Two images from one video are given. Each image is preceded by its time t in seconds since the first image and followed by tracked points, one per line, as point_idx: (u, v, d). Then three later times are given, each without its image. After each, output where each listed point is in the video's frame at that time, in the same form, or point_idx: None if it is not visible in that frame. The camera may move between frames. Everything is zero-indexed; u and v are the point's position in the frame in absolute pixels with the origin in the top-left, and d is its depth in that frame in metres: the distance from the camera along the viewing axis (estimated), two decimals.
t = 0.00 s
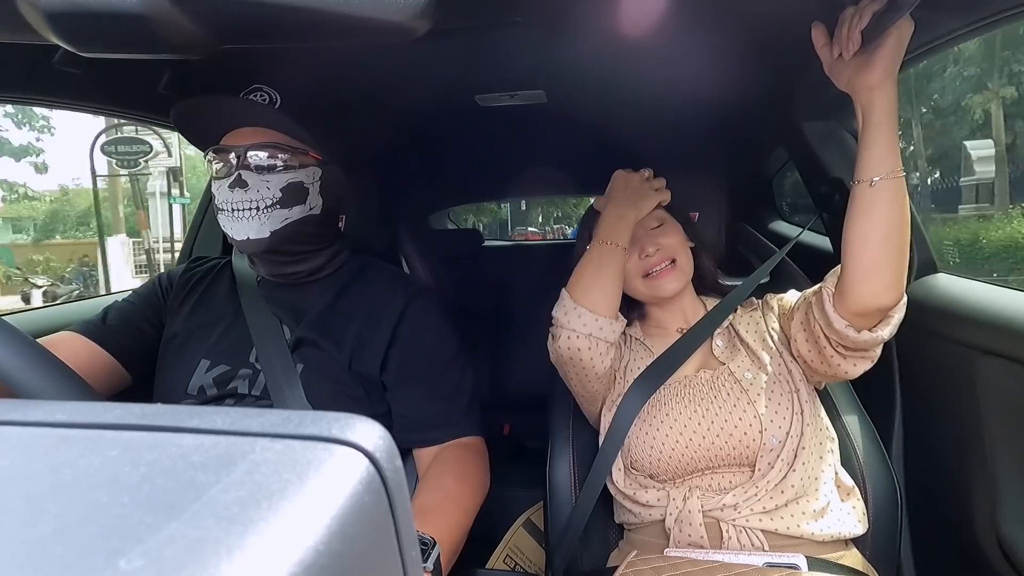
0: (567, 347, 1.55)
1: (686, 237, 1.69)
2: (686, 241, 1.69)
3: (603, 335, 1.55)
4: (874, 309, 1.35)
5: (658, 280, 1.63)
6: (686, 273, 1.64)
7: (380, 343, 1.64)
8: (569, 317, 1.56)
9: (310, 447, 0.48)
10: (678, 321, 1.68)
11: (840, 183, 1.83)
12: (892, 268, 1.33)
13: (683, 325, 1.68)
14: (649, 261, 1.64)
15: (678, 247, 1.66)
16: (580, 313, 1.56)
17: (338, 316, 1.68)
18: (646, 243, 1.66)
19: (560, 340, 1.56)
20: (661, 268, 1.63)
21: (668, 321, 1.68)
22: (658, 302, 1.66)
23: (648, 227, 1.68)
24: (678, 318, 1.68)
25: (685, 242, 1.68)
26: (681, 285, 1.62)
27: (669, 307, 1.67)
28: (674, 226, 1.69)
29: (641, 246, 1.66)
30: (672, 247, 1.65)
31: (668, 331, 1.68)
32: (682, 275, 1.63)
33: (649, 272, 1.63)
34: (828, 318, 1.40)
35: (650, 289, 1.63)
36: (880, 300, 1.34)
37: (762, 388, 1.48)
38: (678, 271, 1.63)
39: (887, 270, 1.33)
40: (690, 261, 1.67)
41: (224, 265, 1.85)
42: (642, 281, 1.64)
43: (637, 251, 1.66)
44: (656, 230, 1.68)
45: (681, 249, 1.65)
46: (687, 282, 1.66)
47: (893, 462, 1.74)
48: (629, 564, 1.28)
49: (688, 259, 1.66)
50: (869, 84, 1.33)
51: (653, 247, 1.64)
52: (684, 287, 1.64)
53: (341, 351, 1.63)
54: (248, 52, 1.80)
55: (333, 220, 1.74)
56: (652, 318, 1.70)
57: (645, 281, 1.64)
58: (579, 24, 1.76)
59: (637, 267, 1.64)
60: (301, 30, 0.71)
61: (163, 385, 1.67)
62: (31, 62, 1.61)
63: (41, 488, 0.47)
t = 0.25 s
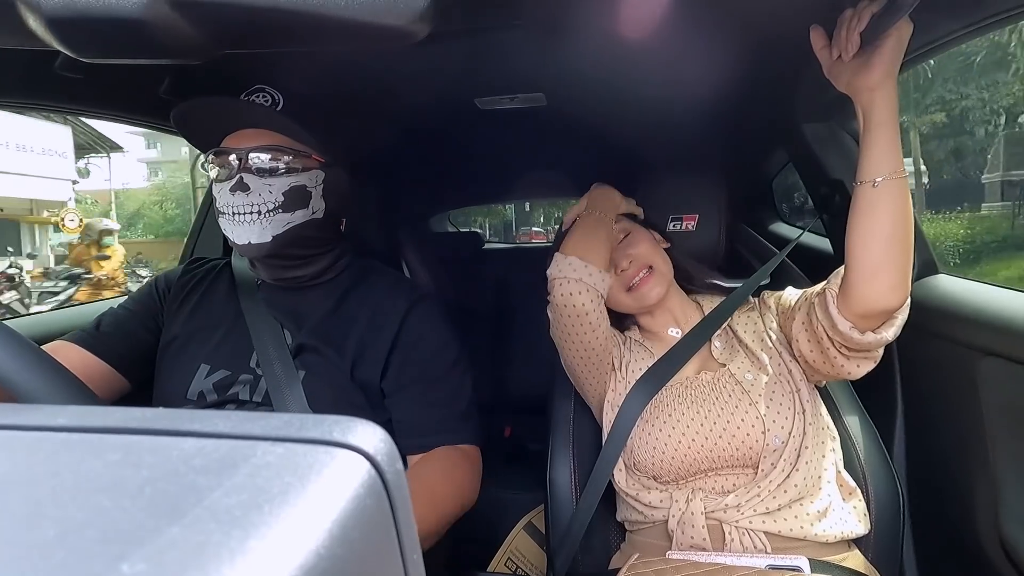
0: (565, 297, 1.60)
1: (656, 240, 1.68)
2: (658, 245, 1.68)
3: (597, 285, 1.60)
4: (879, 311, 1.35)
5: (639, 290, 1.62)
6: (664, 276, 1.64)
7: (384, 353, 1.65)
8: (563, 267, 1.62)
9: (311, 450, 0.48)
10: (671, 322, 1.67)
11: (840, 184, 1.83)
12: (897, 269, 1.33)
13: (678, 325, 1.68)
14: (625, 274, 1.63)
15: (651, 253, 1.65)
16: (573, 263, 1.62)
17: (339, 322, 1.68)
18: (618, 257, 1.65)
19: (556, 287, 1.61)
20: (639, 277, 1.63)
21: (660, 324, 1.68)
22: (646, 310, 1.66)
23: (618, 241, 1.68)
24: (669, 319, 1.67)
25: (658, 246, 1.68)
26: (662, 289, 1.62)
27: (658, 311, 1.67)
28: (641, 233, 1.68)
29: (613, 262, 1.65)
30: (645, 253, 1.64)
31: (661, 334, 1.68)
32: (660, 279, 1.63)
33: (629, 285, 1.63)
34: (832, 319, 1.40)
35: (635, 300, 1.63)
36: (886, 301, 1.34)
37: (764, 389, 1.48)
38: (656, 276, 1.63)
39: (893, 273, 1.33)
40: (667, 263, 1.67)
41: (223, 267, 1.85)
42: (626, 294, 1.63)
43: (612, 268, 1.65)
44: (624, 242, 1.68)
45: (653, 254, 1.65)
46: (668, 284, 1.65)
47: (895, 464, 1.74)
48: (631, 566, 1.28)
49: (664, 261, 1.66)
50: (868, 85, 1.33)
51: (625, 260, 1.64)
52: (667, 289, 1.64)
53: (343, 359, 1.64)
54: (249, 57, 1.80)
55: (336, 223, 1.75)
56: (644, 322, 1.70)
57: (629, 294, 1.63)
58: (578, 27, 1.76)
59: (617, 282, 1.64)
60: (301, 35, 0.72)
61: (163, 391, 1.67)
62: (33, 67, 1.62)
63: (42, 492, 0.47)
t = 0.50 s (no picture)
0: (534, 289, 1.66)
1: (659, 242, 1.67)
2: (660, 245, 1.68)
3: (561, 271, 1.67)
4: (880, 312, 1.35)
5: (643, 291, 1.62)
6: (668, 279, 1.64)
7: (371, 347, 1.63)
8: (526, 266, 1.70)
9: (310, 450, 0.48)
10: (671, 323, 1.67)
11: (840, 185, 1.83)
12: (895, 270, 1.33)
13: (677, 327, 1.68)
14: (630, 275, 1.62)
15: (654, 255, 1.65)
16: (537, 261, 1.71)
17: (338, 322, 1.68)
18: (622, 257, 1.64)
19: (524, 289, 1.68)
20: (644, 279, 1.62)
21: (658, 325, 1.68)
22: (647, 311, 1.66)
23: (622, 241, 1.66)
24: (670, 321, 1.67)
25: (660, 247, 1.68)
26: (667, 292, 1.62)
27: (657, 313, 1.67)
28: (645, 234, 1.67)
29: (617, 261, 1.63)
30: (649, 255, 1.64)
31: (661, 335, 1.68)
32: (665, 282, 1.62)
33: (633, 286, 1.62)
34: (831, 320, 1.39)
35: (638, 302, 1.62)
36: (887, 301, 1.34)
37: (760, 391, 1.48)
38: (661, 279, 1.62)
39: (895, 274, 1.33)
40: (669, 263, 1.67)
41: (220, 269, 1.86)
42: (631, 294, 1.62)
43: (615, 267, 1.63)
44: (628, 242, 1.66)
45: (657, 256, 1.64)
46: (672, 285, 1.65)
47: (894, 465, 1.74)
48: (630, 567, 1.28)
49: (667, 262, 1.66)
50: (868, 86, 1.33)
51: (631, 260, 1.62)
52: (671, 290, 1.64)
53: (336, 359, 1.64)
54: (248, 56, 1.80)
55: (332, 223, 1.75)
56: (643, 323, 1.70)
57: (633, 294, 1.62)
58: (578, 26, 1.76)
59: (623, 283, 1.62)
60: (299, 34, 0.72)
61: (161, 393, 1.67)
62: (33, 66, 1.61)
63: (41, 491, 0.47)
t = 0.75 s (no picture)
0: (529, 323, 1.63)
1: (685, 241, 1.67)
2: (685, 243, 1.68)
3: (553, 300, 1.65)
4: (884, 310, 1.34)
5: (660, 286, 1.61)
6: (686, 278, 1.63)
7: (373, 344, 1.63)
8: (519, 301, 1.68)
9: (312, 449, 0.48)
10: (677, 322, 1.68)
11: (841, 184, 1.83)
12: (898, 268, 1.33)
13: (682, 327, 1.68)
14: (652, 266, 1.61)
15: (679, 251, 1.64)
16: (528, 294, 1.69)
17: (339, 322, 1.68)
18: (647, 247, 1.63)
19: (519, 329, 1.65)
20: (665, 274, 1.61)
21: (665, 324, 1.68)
22: (657, 307, 1.66)
23: (649, 231, 1.66)
24: (678, 319, 1.68)
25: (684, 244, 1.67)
26: (683, 292, 1.62)
27: (665, 311, 1.67)
28: (673, 230, 1.67)
29: (641, 250, 1.63)
30: (674, 251, 1.63)
31: (667, 333, 1.68)
32: (683, 282, 1.62)
33: (652, 278, 1.61)
34: (837, 319, 1.40)
35: (652, 295, 1.62)
36: (891, 299, 1.33)
37: (765, 390, 1.47)
38: (680, 278, 1.62)
39: (898, 271, 1.33)
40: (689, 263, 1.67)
41: (223, 269, 1.86)
42: (646, 286, 1.62)
43: (638, 255, 1.63)
44: (656, 234, 1.65)
45: (680, 254, 1.64)
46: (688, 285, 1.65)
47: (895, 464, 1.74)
48: (631, 566, 1.28)
49: (688, 261, 1.66)
50: (870, 85, 1.33)
51: (654, 252, 1.61)
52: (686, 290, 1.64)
53: (338, 358, 1.64)
54: (249, 54, 1.80)
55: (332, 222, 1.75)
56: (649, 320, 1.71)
57: (647, 286, 1.62)
58: (579, 25, 1.76)
59: (641, 273, 1.62)
60: (300, 33, 0.72)
61: (164, 393, 1.67)
62: (33, 66, 1.61)
63: (43, 491, 0.47)
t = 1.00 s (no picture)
0: (549, 375, 1.57)
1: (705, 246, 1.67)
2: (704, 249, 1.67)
3: (574, 348, 1.58)
4: (882, 311, 1.34)
5: (673, 286, 1.62)
6: (700, 282, 1.64)
7: (375, 346, 1.63)
8: (537, 350, 1.61)
9: (312, 450, 0.48)
10: (683, 322, 1.68)
11: (843, 183, 1.83)
12: (898, 269, 1.32)
13: (687, 326, 1.68)
14: (670, 266, 1.61)
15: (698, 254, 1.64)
16: (547, 341, 1.62)
17: (341, 323, 1.68)
18: (667, 245, 1.63)
19: (539, 380, 1.58)
20: (680, 276, 1.62)
21: (669, 323, 1.69)
22: (666, 307, 1.66)
23: (671, 229, 1.66)
24: (683, 319, 1.68)
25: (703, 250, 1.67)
26: (693, 297, 1.63)
27: (673, 311, 1.67)
28: (696, 232, 1.66)
29: (661, 247, 1.63)
30: (692, 254, 1.62)
31: (670, 332, 1.68)
32: (695, 287, 1.63)
33: (667, 277, 1.62)
34: (835, 319, 1.40)
35: (664, 293, 1.62)
36: (889, 300, 1.33)
37: (769, 392, 1.47)
38: (693, 282, 1.62)
39: (895, 273, 1.33)
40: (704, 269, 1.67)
41: (225, 271, 1.85)
42: (660, 283, 1.62)
43: (657, 252, 1.63)
44: (678, 233, 1.65)
45: (699, 258, 1.63)
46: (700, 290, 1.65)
47: (898, 464, 1.74)
48: (632, 566, 1.28)
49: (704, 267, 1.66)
50: (873, 85, 1.32)
51: (674, 251, 1.61)
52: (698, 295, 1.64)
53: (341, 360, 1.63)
54: (250, 55, 1.80)
55: (332, 223, 1.75)
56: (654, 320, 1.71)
57: (661, 284, 1.62)
58: (579, 26, 1.76)
59: (657, 269, 1.62)
60: (300, 34, 0.72)
61: (167, 396, 1.67)
62: (34, 68, 1.62)
63: (45, 491, 0.47)
